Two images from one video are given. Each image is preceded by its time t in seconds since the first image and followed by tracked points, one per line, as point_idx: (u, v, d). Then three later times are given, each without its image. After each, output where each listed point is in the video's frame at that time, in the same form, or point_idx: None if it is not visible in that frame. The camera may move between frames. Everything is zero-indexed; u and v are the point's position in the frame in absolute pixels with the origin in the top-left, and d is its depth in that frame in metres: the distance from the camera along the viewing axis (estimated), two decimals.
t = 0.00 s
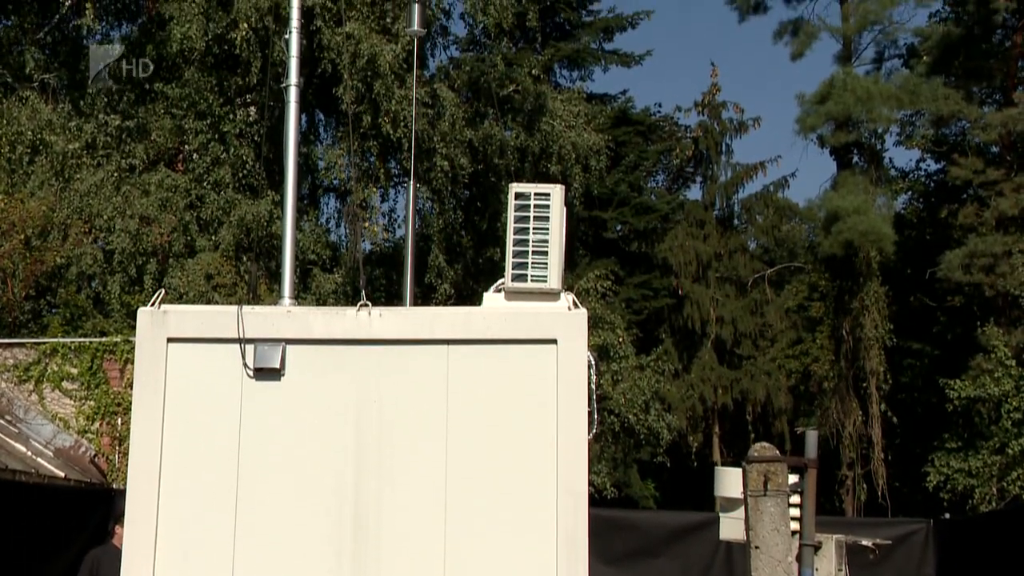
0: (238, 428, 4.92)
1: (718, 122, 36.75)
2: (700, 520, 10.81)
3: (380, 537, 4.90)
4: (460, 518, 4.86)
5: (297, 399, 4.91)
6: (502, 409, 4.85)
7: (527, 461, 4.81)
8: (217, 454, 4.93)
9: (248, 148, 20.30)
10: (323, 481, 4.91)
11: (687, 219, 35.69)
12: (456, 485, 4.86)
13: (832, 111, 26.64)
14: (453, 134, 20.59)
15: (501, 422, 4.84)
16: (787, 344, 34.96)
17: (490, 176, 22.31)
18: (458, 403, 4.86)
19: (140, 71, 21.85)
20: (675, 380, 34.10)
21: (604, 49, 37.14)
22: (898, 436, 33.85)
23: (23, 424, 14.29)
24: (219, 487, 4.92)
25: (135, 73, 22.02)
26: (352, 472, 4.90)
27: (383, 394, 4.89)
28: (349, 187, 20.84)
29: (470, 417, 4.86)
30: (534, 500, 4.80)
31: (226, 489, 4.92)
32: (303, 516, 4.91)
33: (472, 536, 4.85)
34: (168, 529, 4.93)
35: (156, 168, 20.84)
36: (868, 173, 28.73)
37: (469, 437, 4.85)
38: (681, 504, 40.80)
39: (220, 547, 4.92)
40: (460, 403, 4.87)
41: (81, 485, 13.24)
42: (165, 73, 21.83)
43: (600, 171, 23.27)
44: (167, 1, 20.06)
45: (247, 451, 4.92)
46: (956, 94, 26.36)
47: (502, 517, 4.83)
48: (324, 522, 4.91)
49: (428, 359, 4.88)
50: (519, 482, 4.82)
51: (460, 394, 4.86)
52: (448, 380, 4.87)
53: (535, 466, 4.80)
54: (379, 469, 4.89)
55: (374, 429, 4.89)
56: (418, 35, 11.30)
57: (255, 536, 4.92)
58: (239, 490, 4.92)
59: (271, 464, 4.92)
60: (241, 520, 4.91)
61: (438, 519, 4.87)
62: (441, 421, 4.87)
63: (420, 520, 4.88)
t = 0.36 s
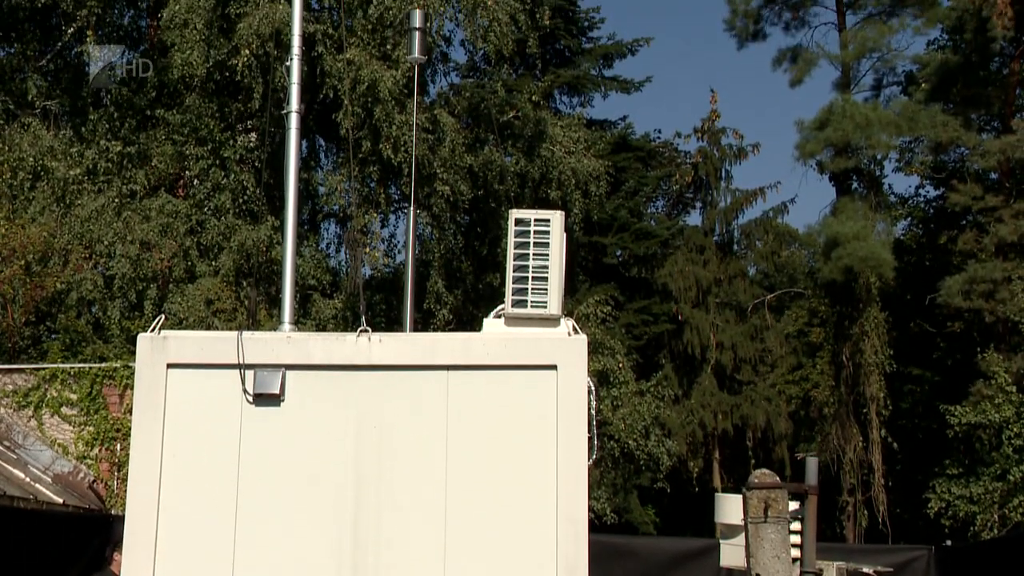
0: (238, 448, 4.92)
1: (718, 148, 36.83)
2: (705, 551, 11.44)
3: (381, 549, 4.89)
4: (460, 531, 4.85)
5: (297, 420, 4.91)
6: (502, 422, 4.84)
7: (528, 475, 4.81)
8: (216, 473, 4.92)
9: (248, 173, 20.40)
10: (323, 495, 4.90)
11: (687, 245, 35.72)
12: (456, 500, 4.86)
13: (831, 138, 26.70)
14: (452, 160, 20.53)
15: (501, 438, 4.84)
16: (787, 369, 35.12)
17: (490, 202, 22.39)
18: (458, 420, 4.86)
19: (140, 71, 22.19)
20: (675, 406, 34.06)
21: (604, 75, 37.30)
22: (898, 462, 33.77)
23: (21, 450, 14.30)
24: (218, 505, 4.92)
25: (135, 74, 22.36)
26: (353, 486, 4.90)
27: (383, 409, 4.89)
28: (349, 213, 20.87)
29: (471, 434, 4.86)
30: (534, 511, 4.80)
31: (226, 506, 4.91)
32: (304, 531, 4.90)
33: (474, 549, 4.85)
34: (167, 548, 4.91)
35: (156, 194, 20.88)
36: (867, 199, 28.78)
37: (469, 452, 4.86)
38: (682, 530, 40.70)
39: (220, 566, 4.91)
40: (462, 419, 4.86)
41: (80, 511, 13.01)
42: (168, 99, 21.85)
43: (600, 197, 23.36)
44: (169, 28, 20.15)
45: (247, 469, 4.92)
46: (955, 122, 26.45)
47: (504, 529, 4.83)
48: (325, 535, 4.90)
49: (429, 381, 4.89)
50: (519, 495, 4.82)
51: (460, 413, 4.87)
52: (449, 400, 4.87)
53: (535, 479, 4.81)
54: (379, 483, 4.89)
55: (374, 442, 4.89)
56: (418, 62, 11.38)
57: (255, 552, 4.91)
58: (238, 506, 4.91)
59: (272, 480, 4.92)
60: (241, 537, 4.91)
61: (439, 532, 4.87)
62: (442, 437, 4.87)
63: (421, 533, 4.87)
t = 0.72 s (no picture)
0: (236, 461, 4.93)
1: (718, 163, 36.89)
2: (702, 566, 12.82)
3: (381, 556, 4.90)
4: (460, 537, 4.86)
5: (296, 432, 4.91)
6: (500, 431, 4.85)
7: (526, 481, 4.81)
8: (215, 485, 4.93)
9: (248, 188, 20.44)
10: (321, 502, 4.91)
11: (687, 259, 35.73)
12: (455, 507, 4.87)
13: (831, 153, 26.73)
14: (452, 174, 20.49)
15: (499, 446, 4.85)
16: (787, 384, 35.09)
17: (490, 217, 22.44)
18: (457, 431, 4.87)
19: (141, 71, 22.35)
20: (675, 420, 34.05)
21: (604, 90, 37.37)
22: (899, 477, 33.74)
23: (20, 465, 14.28)
24: (217, 516, 4.92)
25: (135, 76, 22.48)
26: (351, 495, 4.91)
27: (381, 420, 4.90)
28: (349, 227, 20.88)
29: (470, 444, 4.87)
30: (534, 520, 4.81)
31: (225, 517, 4.92)
32: (303, 539, 4.91)
33: (473, 556, 4.86)
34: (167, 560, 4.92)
35: (157, 208, 20.90)
36: (867, 214, 28.82)
37: (467, 462, 4.86)
38: (682, 545, 40.68)
39: None
40: (461, 429, 4.87)
41: (79, 527, 12.95)
42: (168, 114, 21.89)
43: (600, 212, 23.38)
44: (170, 43, 20.22)
45: (246, 480, 4.92)
46: (954, 137, 26.50)
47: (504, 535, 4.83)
48: (324, 542, 4.91)
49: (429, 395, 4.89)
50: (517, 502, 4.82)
51: (460, 426, 4.87)
52: (449, 412, 4.88)
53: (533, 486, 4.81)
54: (378, 491, 4.90)
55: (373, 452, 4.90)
56: (419, 77, 11.40)
57: (255, 560, 4.92)
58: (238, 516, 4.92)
59: (270, 489, 4.92)
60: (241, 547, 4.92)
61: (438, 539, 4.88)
62: (441, 446, 4.88)
63: (422, 540, 4.88)
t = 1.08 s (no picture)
0: (238, 471, 5.06)
1: (718, 175, 36.92)
2: None
3: (381, 560, 5.02)
4: (458, 543, 5.00)
5: (298, 442, 5.05)
6: (498, 440, 4.99)
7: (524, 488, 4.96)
8: (216, 494, 5.05)
9: (248, 201, 20.48)
10: (322, 508, 5.04)
11: (686, 271, 35.75)
12: (453, 513, 5.00)
13: (830, 165, 26.77)
14: (452, 187, 20.50)
15: (496, 455, 5.00)
16: (787, 396, 35.13)
17: (490, 229, 22.48)
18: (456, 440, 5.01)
19: (141, 70, 22.43)
20: (675, 433, 34.03)
21: (604, 102, 37.42)
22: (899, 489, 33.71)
23: (19, 477, 14.22)
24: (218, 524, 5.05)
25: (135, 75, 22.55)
26: (351, 501, 5.04)
27: (381, 430, 5.04)
28: (349, 239, 20.90)
29: (467, 453, 5.01)
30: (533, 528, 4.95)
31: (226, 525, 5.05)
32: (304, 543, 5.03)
33: (470, 560, 4.99)
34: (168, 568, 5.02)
35: (157, 220, 20.93)
36: (866, 226, 28.87)
37: (465, 471, 5.01)
38: (681, 557, 40.66)
39: None
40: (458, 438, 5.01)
41: (76, 540, 12.86)
42: (168, 126, 21.94)
43: (600, 224, 23.41)
44: (170, 55, 20.26)
45: (247, 489, 5.05)
46: (953, 149, 26.56)
47: (502, 540, 4.96)
48: (325, 547, 5.03)
49: (429, 407, 5.03)
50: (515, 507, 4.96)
51: (458, 437, 5.01)
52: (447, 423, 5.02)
53: (530, 491, 4.96)
54: (377, 497, 5.03)
55: (372, 460, 5.04)
56: (419, 90, 11.42)
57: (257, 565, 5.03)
58: (239, 523, 5.04)
59: (271, 497, 5.05)
60: (242, 552, 5.04)
61: (437, 543, 5.01)
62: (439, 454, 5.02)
63: (420, 544, 5.01)
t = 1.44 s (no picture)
0: (237, 478, 5.10)
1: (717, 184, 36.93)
2: None
3: (381, 566, 5.08)
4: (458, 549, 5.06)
5: (298, 450, 5.10)
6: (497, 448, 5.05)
7: (523, 494, 5.03)
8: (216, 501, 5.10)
9: (248, 209, 20.51)
10: (322, 513, 5.09)
11: (686, 279, 35.74)
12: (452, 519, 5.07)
13: (830, 173, 26.78)
14: (452, 195, 20.50)
15: (495, 462, 5.05)
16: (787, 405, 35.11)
17: (490, 237, 22.48)
18: (456, 448, 5.06)
19: (141, 70, 22.66)
20: (675, 441, 33.99)
21: (604, 111, 37.45)
22: (899, 498, 33.67)
23: (18, 486, 14.16)
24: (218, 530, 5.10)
25: (135, 74, 22.82)
26: (351, 508, 5.09)
27: (381, 437, 5.09)
28: (349, 248, 20.87)
29: (467, 460, 5.06)
30: (531, 535, 5.01)
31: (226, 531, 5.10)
32: (304, 549, 5.09)
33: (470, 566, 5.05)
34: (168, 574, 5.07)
35: (156, 229, 20.96)
36: (866, 235, 28.88)
37: (464, 477, 5.06)
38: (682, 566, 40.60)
39: None
40: (458, 447, 5.06)
41: (75, 548, 12.86)
42: (168, 134, 22.05)
43: (600, 232, 23.44)
44: (171, 64, 20.31)
45: (247, 496, 5.10)
46: (953, 158, 26.57)
47: (501, 545, 5.03)
48: (326, 551, 5.09)
49: (429, 416, 5.08)
50: (514, 513, 5.03)
51: (457, 444, 5.06)
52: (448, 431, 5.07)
53: (528, 497, 5.03)
54: (377, 502, 5.09)
55: (373, 467, 5.09)
56: (419, 98, 11.43)
57: (257, 570, 5.08)
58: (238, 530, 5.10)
59: (272, 503, 5.10)
60: (242, 557, 5.08)
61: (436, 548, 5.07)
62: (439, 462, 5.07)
63: (419, 549, 5.08)
